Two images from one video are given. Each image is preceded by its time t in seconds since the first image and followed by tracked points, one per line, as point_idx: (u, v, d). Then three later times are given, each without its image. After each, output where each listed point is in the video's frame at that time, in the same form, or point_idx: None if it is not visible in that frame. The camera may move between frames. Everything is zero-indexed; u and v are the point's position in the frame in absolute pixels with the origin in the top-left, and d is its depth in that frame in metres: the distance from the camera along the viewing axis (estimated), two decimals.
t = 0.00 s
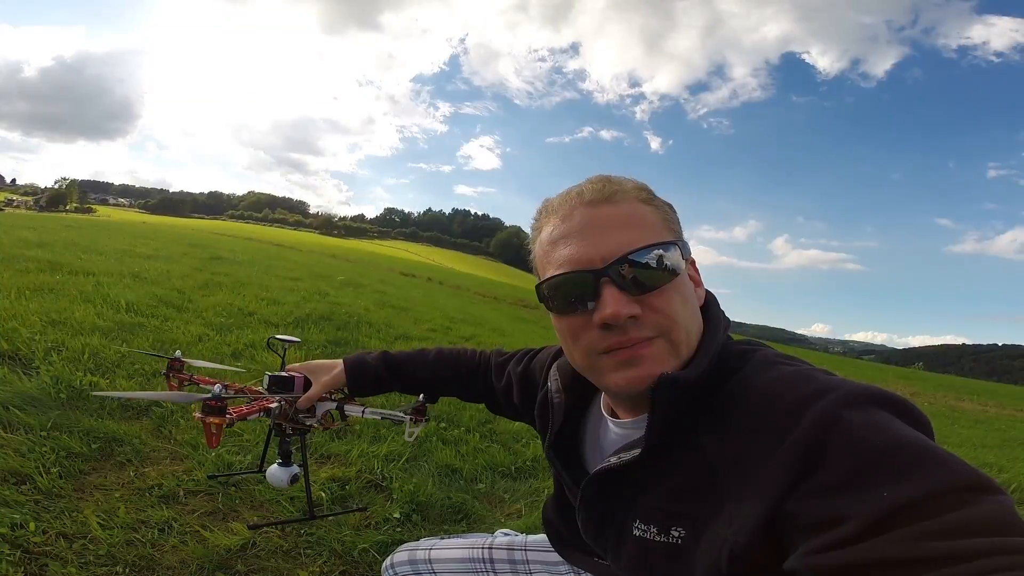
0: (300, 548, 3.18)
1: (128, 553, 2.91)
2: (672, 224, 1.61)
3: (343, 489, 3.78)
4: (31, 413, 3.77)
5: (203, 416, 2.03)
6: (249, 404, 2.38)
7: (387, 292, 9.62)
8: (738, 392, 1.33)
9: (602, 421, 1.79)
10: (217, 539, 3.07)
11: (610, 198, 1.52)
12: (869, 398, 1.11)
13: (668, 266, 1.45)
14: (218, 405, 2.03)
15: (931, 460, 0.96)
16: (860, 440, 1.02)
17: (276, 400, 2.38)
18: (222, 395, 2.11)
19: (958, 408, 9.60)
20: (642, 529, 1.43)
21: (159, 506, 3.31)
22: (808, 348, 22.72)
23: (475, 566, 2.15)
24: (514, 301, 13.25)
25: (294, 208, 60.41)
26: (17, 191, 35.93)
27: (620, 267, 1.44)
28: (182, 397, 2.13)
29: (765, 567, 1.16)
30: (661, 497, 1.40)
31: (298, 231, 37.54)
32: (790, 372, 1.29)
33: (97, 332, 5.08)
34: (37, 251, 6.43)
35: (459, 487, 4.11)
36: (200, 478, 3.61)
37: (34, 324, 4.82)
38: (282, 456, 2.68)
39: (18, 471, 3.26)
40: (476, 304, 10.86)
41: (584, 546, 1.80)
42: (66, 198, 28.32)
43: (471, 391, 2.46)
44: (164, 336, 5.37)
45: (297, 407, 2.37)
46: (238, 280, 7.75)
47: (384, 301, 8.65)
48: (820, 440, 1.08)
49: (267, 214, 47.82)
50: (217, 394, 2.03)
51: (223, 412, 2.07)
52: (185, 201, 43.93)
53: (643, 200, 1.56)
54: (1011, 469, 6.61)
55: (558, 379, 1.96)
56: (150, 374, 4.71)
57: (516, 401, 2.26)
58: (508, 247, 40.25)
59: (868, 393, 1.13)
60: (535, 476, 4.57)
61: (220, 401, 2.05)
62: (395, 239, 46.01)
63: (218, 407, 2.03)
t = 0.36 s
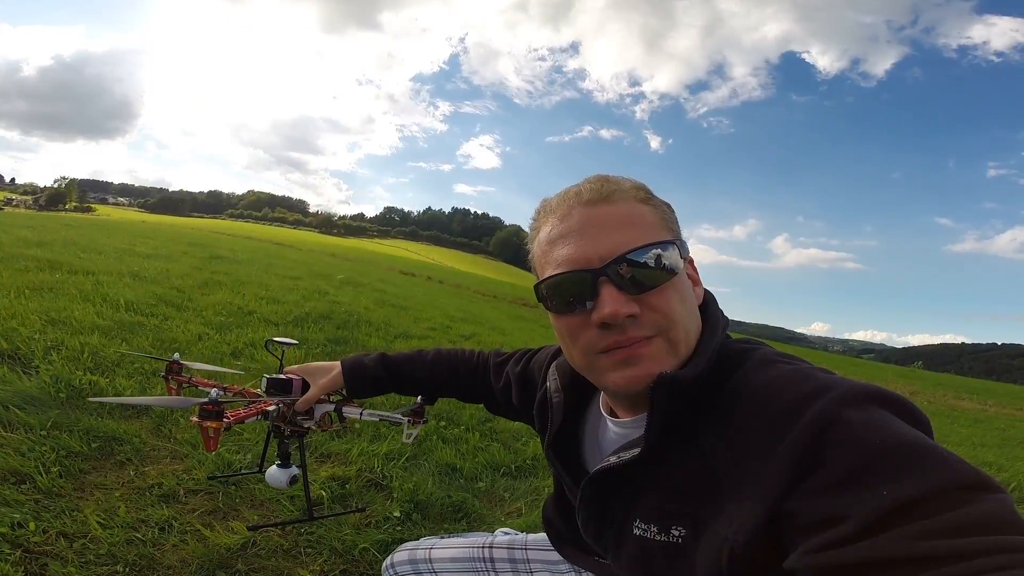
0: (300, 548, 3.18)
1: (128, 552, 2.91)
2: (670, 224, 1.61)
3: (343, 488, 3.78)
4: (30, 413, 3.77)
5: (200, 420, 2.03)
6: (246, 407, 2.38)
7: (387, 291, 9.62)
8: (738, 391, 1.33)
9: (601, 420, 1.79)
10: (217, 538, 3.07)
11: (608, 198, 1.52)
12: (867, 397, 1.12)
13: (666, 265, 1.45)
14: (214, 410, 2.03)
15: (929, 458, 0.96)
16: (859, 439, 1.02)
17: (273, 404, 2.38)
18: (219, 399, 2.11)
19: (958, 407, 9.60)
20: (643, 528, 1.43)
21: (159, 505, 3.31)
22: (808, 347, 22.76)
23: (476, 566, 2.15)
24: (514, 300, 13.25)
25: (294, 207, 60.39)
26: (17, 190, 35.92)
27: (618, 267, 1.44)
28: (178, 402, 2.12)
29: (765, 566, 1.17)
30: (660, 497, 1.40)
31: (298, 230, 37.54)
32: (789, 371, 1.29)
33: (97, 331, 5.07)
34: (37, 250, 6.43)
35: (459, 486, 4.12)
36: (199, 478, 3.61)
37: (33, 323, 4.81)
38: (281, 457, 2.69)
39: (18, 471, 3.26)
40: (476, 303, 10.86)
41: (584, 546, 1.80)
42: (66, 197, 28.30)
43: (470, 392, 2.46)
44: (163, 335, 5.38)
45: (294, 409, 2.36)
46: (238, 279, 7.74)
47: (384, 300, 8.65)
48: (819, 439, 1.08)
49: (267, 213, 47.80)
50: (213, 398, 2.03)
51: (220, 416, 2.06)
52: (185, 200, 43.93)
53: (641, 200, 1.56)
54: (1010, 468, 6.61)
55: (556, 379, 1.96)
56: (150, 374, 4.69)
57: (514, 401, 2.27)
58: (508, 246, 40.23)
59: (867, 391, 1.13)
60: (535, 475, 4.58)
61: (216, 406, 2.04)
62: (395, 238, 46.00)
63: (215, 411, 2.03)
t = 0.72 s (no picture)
0: (298, 547, 3.17)
1: (125, 552, 2.91)
2: (668, 223, 1.60)
3: (342, 487, 3.78)
4: (26, 412, 3.76)
5: (194, 423, 2.02)
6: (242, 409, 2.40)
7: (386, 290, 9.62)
8: (737, 391, 1.33)
9: (600, 420, 1.78)
10: (216, 537, 3.07)
11: (606, 197, 1.52)
12: (866, 396, 1.11)
13: (664, 265, 1.44)
14: (209, 413, 2.02)
15: (928, 457, 0.96)
16: (858, 438, 1.02)
17: (269, 405, 2.44)
18: (215, 402, 2.11)
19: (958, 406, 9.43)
20: (642, 528, 1.42)
21: (157, 504, 3.30)
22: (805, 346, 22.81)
23: (475, 565, 2.15)
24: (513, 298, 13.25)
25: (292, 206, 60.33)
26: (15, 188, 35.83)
27: (616, 266, 1.43)
28: (173, 406, 2.12)
29: (765, 566, 1.16)
30: (660, 497, 1.39)
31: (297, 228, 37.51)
32: (788, 371, 1.28)
33: (95, 329, 5.02)
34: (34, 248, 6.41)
35: (458, 485, 4.12)
36: (197, 477, 3.60)
37: (30, 322, 4.74)
38: (277, 458, 2.68)
39: (15, 470, 3.27)
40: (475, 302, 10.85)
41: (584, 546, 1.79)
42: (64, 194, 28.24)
43: (467, 393, 2.45)
44: (162, 334, 5.37)
45: (290, 412, 2.43)
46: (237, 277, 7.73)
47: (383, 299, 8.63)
48: (818, 439, 1.07)
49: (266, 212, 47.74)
50: (208, 402, 2.02)
51: (214, 419, 2.06)
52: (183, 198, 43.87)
53: (639, 199, 1.55)
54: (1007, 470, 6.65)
55: (554, 379, 1.95)
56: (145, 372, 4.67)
57: (512, 402, 2.26)
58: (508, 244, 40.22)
59: (865, 390, 1.12)
60: (533, 474, 4.58)
61: (211, 409, 2.04)
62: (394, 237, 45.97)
63: (210, 414, 2.03)
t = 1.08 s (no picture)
0: (297, 547, 3.17)
1: (124, 552, 2.91)
2: (667, 223, 1.60)
3: (341, 486, 3.78)
4: (25, 410, 3.75)
5: (190, 424, 2.02)
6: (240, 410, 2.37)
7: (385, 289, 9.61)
8: (736, 391, 1.33)
9: (599, 420, 1.78)
10: (215, 536, 3.07)
11: (605, 197, 1.52)
12: (867, 396, 1.11)
13: (663, 264, 1.44)
14: (205, 414, 2.02)
15: (929, 457, 0.96)
16: (858, 438, 1.02)
17: (267, 407, 2.41)
18: (211, 403, 2.10)
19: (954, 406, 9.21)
20: (642, 529, 1.42)
21: (155, 503, 3.30)
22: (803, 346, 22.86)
23: (475, 565, 2.14)
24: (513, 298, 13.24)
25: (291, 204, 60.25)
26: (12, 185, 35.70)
27: (615, 266, 1.43)
28: (169, 408, 2.12)
29: (765, 566, 1.16)
30: (659, 497, 1.39)
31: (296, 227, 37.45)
32: (788, 370, 1.28)
33: (93, 329, 5.06)
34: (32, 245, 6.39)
35: (457, 484, 4.13)
36: (195, 476, 3.59)
37: (29, 321, 4.77)
38: (275, 459, 2.69)
39: (14, 468, 3.26)
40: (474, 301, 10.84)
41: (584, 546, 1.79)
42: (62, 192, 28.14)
43: (465, 393, 2.45)
44: (161, 334, 5.44)
45: (288, 412, 2.42)
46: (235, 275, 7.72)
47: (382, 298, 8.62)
48: (818, 439, 1.08)
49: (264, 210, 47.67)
50: (204, 403, 2.02)
51: (211, 420, 2.05)
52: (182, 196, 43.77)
53: (638, 199, 1.55)
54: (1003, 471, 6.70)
55: (554, 379, 1.95)
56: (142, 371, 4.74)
57: (510, 402, 2.26)
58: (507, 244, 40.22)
59: (865, 390, 1.12)
60: (533, 474, 4.58)
61: (208, 410, 2.04)
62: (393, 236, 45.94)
63: (206, 415, 2.02)
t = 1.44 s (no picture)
0: (298, 546, 3.17)
1: (124, 550, 2.91)
2: (668, 223, 1.60)
3: (341, 485, 3.78)
4: (27, 409, 3.76)
5: (189, 425, 2.02)
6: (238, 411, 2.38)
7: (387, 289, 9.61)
8: (737, 392, 1.32)
9: (600, 421, 1.78)
10: (216, 535, 3.07)
11: (606, 196, 1.51)
12: (868, 397, 1.11)
13: (664, 265, 1.44)
14: (202, 416, 2.02)
15: (932, 458, 0.96)
16: (860, 438, 1.02)
17: (265, 408, 2.42)
18: (209, 405, 2.11)
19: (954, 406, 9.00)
20: (643, 529, 1.42)
21: (156, 502, 3.30)
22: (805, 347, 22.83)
23: (475, 566, 2.14)
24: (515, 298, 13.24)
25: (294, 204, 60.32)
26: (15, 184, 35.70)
27: (616, 266, 1.43)
28: (166, 409, 2.13)
29: (765, 567, 1.16)
30: (660, 497, 1.39)
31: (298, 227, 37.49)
32: (789, 371, 1.28)
33: (96, 327, 5.05)
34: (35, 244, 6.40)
35: (458, 484, 4.12)
36: (196, 475, 3.60)
37: (32, 319, 4.76)
38: (274, 459, 2.68)
39: (15, 466, 3.27)
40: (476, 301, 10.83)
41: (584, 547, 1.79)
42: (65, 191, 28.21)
43: (464, 395, 2.45)
44: (164, 332, 5.43)
45: (287, 413, 2.43)
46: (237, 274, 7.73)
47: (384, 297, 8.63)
48: (819, 439, 1.07)
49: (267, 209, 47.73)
50: (202, 405, 2.02)
51: (209, 422, 2.05)
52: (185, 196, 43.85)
53: (639, 199, 1.55)
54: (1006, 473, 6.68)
55: (554, 380, 1.95)
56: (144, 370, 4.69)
57: (510, 403, 2.26)
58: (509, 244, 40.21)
59: (867, 390, 1.12)
60: (533, 474, 4.58)
61: (205, 411, 2.04)
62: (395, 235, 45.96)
63: (204, 417, 2.03)
